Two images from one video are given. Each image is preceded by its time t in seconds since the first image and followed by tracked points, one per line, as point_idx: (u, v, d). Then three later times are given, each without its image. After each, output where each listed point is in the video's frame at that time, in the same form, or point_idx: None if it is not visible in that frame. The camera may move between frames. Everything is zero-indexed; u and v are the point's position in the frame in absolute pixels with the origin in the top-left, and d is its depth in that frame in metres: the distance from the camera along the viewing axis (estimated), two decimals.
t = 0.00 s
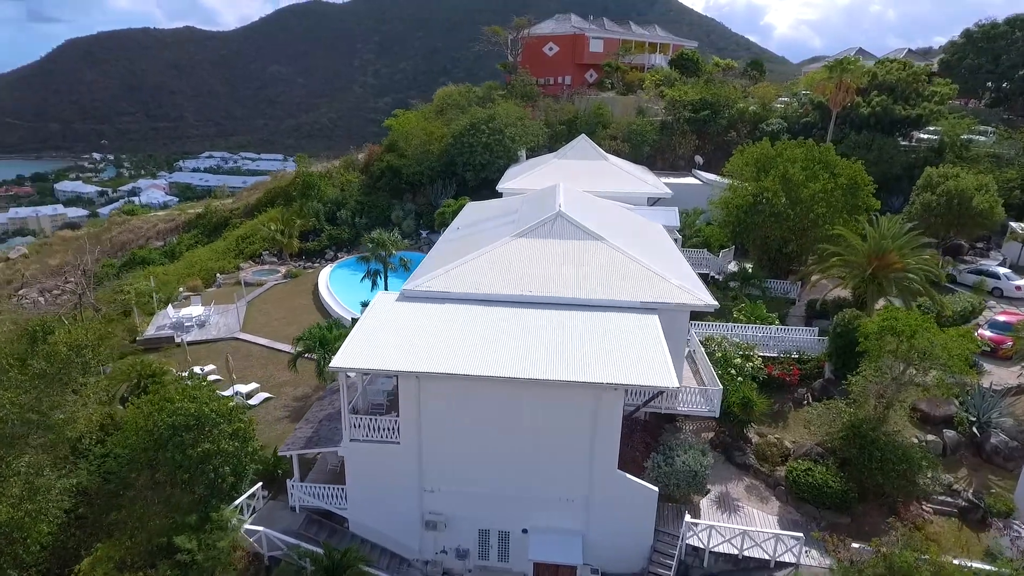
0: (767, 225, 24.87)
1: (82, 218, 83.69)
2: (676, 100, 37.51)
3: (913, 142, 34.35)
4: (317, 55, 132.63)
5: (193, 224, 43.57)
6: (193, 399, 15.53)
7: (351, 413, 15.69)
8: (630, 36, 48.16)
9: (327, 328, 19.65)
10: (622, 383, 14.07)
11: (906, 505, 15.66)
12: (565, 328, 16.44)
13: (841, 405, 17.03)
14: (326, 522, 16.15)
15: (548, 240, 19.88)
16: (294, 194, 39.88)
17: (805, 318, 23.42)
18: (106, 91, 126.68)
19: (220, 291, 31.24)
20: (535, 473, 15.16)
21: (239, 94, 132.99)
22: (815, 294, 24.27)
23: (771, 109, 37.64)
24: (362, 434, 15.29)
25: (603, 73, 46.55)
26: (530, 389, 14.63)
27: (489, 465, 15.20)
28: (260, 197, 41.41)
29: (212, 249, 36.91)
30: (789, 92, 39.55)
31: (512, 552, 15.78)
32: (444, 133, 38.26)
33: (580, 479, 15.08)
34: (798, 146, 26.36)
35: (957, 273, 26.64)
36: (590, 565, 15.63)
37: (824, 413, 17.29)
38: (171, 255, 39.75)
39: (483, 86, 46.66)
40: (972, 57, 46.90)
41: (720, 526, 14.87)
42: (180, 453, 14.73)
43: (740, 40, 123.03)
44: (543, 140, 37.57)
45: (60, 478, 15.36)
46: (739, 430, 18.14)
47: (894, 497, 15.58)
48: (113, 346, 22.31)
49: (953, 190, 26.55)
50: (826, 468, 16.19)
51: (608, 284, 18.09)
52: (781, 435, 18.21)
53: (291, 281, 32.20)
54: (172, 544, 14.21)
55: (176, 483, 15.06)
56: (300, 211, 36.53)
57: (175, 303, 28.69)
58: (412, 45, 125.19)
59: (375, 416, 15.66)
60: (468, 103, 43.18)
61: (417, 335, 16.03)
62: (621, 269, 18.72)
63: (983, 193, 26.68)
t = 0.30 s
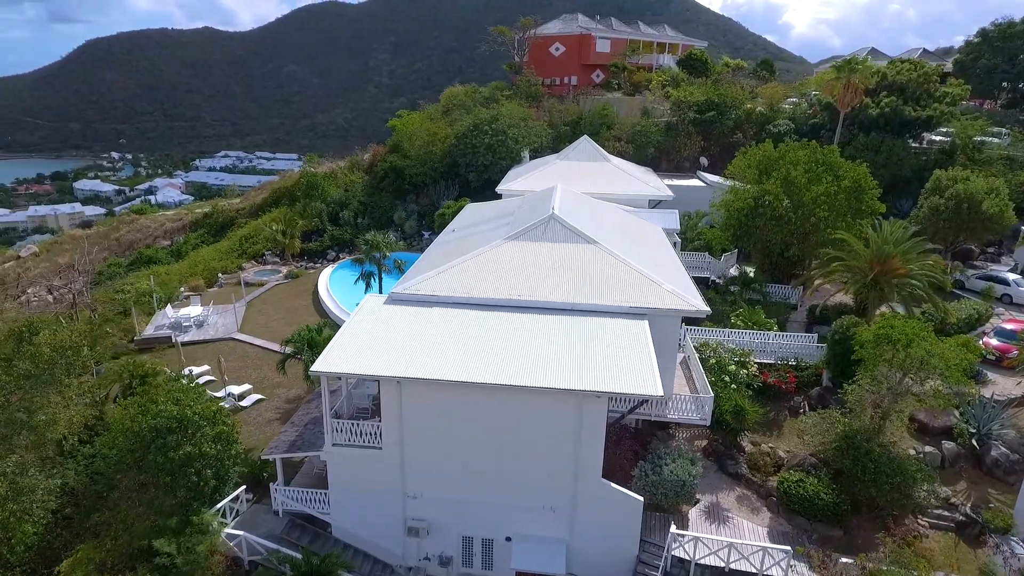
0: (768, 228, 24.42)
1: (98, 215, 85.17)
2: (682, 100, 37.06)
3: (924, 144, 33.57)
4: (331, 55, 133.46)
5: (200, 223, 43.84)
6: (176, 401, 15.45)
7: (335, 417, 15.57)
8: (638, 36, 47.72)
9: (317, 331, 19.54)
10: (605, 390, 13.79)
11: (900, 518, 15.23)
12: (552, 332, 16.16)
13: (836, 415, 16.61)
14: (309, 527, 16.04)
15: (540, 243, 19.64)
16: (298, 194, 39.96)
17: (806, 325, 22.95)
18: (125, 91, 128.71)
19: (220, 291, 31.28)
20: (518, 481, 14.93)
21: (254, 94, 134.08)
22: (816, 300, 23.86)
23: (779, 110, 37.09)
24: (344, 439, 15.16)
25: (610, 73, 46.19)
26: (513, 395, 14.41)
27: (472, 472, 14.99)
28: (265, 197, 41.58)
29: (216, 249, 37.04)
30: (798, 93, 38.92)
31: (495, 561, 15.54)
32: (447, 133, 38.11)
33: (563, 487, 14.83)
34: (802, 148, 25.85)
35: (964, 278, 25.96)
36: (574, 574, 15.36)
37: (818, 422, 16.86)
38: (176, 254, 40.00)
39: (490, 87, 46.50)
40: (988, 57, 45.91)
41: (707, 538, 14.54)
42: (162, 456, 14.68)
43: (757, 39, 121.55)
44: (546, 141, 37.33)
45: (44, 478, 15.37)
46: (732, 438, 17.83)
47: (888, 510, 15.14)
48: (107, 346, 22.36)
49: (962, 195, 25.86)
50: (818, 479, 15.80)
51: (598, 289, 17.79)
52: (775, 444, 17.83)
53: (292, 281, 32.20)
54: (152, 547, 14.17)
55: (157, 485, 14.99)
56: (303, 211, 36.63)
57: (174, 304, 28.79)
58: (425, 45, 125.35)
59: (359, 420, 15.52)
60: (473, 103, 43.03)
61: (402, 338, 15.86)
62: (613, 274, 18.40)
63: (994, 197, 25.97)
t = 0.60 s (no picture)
0: (770, 233, 24.01)
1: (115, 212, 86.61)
2: (688, 102, 36.64)
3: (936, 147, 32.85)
4: (346, 56, 134.24)
5: (207, 224, 44.20)
6: (158, 406, 15.44)
7: (319, 423, 15.47)
8: (646, 36, 47.37)
9: (308, 334, 19.46)
10: (588, 400, 13.56)
11: (894, 535, 14.79)
12: (539, 339, 15.95)
13: (830, 427, 16.23)
14: (292, 532, 15.94)
15: (533, 248, 19.44)
16: (304, 196, 40.13)
17: (808, 333, 22.48)
18: (144, 92, 130.73)
19: (222, 291, 31.38)
20: (501, 489, 14.76)
21: (270, 94, 135.28)
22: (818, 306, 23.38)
23: (787, 112, 36.59)
24: (328, 444, 15.06)
25: (617, 74, 45.85)
26: (496, 403, 14.21)
27: (455, 480, 14.83)
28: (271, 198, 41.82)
29: (221, 250, 37.27)
30: (808, 94, 38.37)
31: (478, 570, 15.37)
32: (451, 135, 38.00)
33: (547, 497, 14.64)
34: (806, 151, 25.38)
35: (973, 285, 25.31)
36: None
37: (813, 434, 16.45)
38: (183, 254, 40.30)
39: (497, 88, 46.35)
40: (1008, 57, 44.85)
41: (692, 552, 14.09)
42: (146, 459, 14.65)
43: (775, 38, 120.01)
44: (550, 143, 37.10)
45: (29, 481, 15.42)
46: (726, 448, 17.44)
47: (881, 526, 14.70)
48: (103, 346, 22.50)
49: (971, 199, 25.19)
50: (810, 492, 15.41)
51: (589, 295, 17.54)
52: (769, 455, 17.47)
53: (293, 283, 32.24)
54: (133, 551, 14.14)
55: (141, 489, 14.95)
56: (307, 213, 36.81)
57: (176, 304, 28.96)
58: (439, 45, 125.45)
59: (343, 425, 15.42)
60: (479, 104, 42.90)
61: (387, 344, 15.73)
62: (605, 280, 18.15)
63: (1006, 202, 25.25)
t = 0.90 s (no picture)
0: (775, 239, 23.54)
1: (136, 211, 88.29)
2: (698, 104, 36.16)
3: (954, 150, 31.99)
4: (365, 57, 135.12)
5: (220, 224, 44.68)
6: (149, 408, 15.51)
7: (306, 428, 15.41)
8: (659, 37, 46.88)
9: (304, 337, 19.47)
10: (573, 410, 13.31)
11: (892, 553, 14.34)
12: (529, 346, 15.72)
13: (828, 439, 15.81)
14: (279, 536, 15.91)
15: (529, 253, 19.22)
16: (313, 197, 40.37)
17: (813, 341, 22.02)
18: (168, 92, 133.18)
19: (229, 292, 31.61)
20: (488, 497, 14.57)
21: (289, 94, 136.58)
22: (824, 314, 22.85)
23: (800, 114, 35.95)
24: (314, 450, 14.99)
25: (628, 75, 45.44)
26: (482, 412, 14.02)
27: (441, 487, 14.67)
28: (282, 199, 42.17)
29: (230, 250, 37.59)
30: (822, 96, 37.64)
31: None
32: (459, 136, 37.91)
33: (534, 507, 14.42)
34: (814, 155, 24.83)
35: (988, 293, 24.34)
36: None
37: (810, 447, 16.05)
38: (195, 253, 40.68)
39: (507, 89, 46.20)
40: None
41: (679, 565, 13.73)
42: (134, 461, 14.70)
43: (799, 37, 117.90)
44: (558, 145, 36.85)
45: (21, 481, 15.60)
46: (722, 459, 17.14)
47: (878, 543, 14.26)
48: (105, 346, 22.65)
49: (987, 205, 24.38)
50: (805, 507, 14.98)
51: (583, 301, 17.25)
52: (766, 467, 17.11)
53: (300, 283, 32.38)
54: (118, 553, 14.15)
55: (131, 490, 15.00)
56: (317, 215, 37.25)
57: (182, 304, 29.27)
58: (456, 45, 125.60)
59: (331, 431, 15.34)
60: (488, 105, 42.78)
61: (376, 350, 15.63)
62: (600, 286, 17.84)
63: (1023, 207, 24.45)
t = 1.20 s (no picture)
0: (777, 243, 23.09)
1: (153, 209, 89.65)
2: (705, 106, 35.73)
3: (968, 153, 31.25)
4: (381, 57, 135.90)
5: (228, 224, 45.06)
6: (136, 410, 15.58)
7: (291, 432, 15.34)
8: (669, 37, 46.42)
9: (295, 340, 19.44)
10: (555, 419, 13.08)
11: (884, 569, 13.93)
12: (516, 352, 15.52)
13: (821, 451, 15.42)
14: (264, 541, 15.85)
15: (522, 258, 19.03)
16: (319, 198, 40.59)
17: (813, 349, 21.57)
18: (187, 92, 134.95)
19: (232, 292, 31.81)
20: (471, 505, 14.38)
21: (305, 95, 137.64)
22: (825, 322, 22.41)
23: (810, 116, 35.39)
24: (298, 454, 14.92)
25: (637, 76, 45.06)
26: (464, 419, 13.85)
27: (424, 494, 14.51)
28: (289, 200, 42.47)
29: (236, 250, 37.88)
30: (833, 98, 37.03)
31: None
32: (464, 137, 37.81)
33: (517, 516, 14.22)
34: (818, 158, 24.32)
35: (997, 301, 23.63)
36: None
37: (803, 459, 15.63)
38: (204, 253, 41.11)
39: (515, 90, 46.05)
40: None
41: None
42: (120, 464, 14.80)
43: (820, 36, 115.81)
44: (563, 147, 36.62)
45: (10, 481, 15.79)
46: (714, 469, 16.80)
47: (870, 559, 13.86)
48: (103, 347, 22.89)
49: (997, 210, 23.72)
50: (795, 520, 14.60)
51: (574, 307, 17.00)
52: (759, 478, 16.77)
53: (303, 284, 32.50)
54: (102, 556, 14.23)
55: (117, 492, 15.08)
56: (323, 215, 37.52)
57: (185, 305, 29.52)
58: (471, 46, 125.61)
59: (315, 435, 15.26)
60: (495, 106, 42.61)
61: (361, 354, 15.53)
62: (591, 292, 17.58)
63: None
